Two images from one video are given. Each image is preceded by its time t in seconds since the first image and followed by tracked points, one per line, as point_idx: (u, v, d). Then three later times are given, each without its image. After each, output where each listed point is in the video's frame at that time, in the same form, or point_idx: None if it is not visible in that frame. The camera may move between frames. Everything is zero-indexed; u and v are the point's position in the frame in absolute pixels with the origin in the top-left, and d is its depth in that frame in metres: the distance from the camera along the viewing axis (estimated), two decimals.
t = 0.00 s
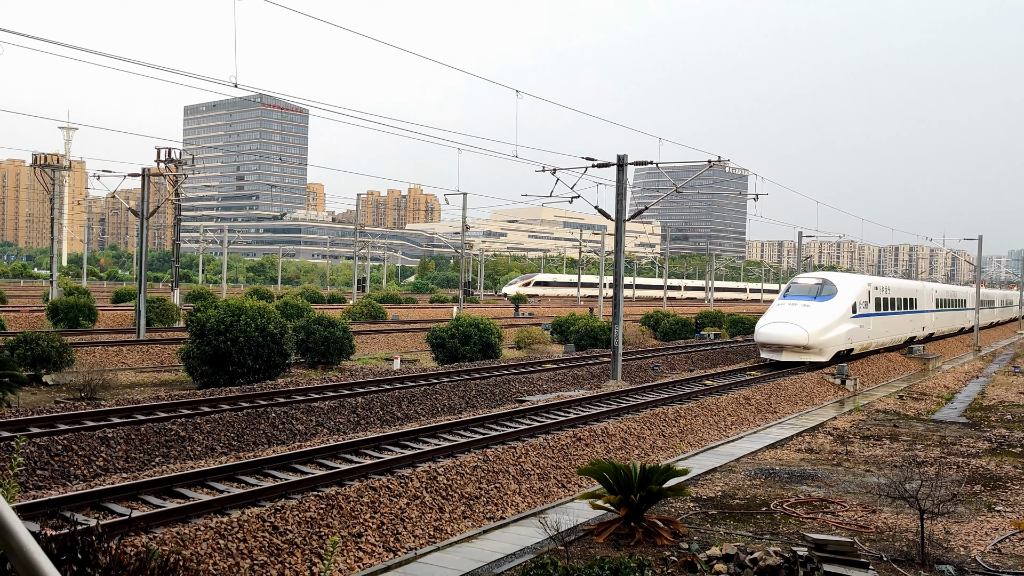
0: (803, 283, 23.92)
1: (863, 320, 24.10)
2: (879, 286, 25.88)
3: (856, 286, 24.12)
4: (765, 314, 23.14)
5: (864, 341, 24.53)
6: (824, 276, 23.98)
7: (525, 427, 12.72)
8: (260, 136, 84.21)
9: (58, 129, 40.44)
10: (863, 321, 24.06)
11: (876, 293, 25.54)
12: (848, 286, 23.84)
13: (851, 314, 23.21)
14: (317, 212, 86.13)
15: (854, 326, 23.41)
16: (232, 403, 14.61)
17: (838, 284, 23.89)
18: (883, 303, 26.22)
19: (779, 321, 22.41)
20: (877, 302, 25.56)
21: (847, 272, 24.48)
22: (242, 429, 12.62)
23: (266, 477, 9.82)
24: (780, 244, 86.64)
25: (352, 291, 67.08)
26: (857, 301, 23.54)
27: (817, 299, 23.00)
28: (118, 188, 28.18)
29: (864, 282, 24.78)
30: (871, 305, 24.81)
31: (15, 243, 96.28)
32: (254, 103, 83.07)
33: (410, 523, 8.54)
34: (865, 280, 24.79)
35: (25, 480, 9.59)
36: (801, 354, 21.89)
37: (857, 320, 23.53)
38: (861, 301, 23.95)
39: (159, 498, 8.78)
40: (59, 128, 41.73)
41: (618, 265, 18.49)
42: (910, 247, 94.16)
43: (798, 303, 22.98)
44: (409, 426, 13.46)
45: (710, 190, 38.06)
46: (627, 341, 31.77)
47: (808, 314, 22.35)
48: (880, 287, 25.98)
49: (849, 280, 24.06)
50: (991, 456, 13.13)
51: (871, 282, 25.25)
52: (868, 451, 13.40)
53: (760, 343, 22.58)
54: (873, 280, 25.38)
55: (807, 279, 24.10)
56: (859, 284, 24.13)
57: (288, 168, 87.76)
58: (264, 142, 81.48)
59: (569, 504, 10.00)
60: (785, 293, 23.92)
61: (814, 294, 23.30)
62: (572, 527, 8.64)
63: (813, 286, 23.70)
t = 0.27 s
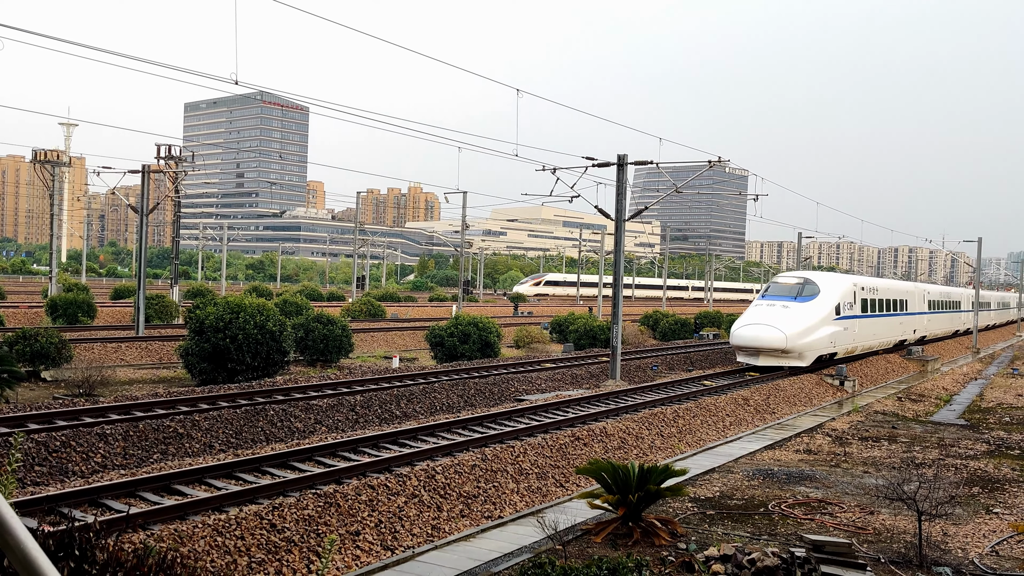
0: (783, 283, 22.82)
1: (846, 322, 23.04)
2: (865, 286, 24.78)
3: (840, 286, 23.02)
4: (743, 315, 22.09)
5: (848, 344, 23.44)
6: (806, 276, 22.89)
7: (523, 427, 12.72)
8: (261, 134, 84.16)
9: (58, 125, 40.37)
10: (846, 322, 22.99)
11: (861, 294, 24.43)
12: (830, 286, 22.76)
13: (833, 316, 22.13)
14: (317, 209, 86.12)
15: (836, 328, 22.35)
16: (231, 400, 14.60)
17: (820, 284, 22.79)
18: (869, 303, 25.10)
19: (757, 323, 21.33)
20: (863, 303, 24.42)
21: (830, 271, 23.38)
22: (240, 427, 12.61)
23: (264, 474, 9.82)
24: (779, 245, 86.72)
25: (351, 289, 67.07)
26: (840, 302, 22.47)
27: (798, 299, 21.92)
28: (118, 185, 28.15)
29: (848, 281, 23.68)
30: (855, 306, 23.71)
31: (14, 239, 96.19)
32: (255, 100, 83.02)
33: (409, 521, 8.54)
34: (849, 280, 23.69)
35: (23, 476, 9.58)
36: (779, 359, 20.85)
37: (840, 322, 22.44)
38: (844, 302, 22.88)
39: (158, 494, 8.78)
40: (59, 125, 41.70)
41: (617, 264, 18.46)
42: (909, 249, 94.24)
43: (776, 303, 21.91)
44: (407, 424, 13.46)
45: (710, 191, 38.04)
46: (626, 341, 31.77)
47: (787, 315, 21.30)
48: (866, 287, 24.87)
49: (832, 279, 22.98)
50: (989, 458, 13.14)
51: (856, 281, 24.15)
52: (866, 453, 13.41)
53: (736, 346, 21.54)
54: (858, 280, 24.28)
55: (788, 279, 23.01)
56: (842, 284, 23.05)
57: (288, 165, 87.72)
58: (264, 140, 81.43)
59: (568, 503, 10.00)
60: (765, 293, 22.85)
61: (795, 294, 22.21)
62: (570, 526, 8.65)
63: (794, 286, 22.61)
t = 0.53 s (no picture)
0: (764, 282, 21.64)
1: (831, 324, 21.88)
2: (852, 286, 23.58)
3: (824, 285, 21.85)
4: (719, 316, 20.91)
5: (833, 347, 22.28)
6: (789, 274, 21.71)
7: (524, 426, 12.73)
8: (264, 132, 84.21)
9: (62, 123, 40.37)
10: (831, 323, 21.83)
11: (848, 294, 23.23)
12: (814, 285, 21.60)
13: (815, 317, 20.96)
14: (319, 208, 86.16)
15: (820, 330, 21.21)
16: (233, 398, 14.61)
17: (803, 283, 21.60)
18: (857, 304, 23.89)
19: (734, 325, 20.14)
20: (850, 303, 23.23)
21: (814, 269, 22.21)
22: (242, 425, 12.63)
23: (266, 473, 9.83)
24: (781, 245, 86.65)
25: (353, 288, 67.13)
26: (824, 302, 21.31)
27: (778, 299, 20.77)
28: (121, 183, 28.16)
29: (834, 280, 22.50)
30: (841, 306, 22.55)
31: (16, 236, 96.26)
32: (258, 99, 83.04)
33: (410, 520, 8.55)
34: (836, 279, 22.51)
35: (25, 473, 9.60)
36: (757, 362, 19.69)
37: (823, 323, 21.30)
38: (828, 302, 21.72)
39: (159, 492, 8.79)
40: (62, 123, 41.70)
41: (619, 263, 18.42)
42: (912, 249, 94.10)
43: (756, 304, 20.73)
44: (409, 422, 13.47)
45: (713, 190, 37.99)
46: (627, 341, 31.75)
47: (766, 316, 20.14)
48: (853, 287, 23.67)
49: (816, 278, 21.83)
50: (991, 459, 13.12)
51: (843, 281, 22.95)
52: (868, 453, 13.40)
53: (712, 349, 20.38)
54: (844, 279, 23.13)
55: (769, 277, 21.81)
56: (827, 283, 21.90)
57: (291, 164, 87.75)
58: (267, 139, 81.47)
59: (569, 502, 10.00)
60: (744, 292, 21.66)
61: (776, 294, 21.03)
62: (572, 526, 8.64)
63: (775, 285, 21.42)
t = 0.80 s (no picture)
0: (736, 281, 20.38)
1: (809, 325, 20.63)
2: (832, 285, 22.35)
3: (802, 284, 20.63)
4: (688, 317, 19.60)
5: (813, 350, 21.00)
6: (763, 273, 20.46)
7: (523, 427, 12.72)
8: (261, 134, 84.15)
9: (59, 126, 40.33)
10: (808, 325, 20.58)
11: (828, 293, 21.99)
12: (791, 284, 20.37)
13: (791, 318, 19.69)
14: (316, 210, 86.11)
15: (797, 332, 19.95)
16: (231, 401, 14.60)
17: (778, 281, 20.34)
18: (838, 303, 22.64)
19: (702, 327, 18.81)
20: (830, 304, 21.96)
21: (790, 268, 20.97)
22: (240, 427, 12.61)
23: (264, 475, 9.82)
24: (778, 245, 86.77)
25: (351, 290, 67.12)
26: (800, 302, 20.07)
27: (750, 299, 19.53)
28: (118, 185, 28.13)
29: (813, 279, 21.27)
30: (821, 306, 21.31)
31: (13, 239, 96.11)
32: (255, 101, 83.01)
33: (409, 522, 8.54)
34: (813, 278, 21.28)
35: (22, 477, 9.58)
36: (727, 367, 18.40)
37: (800, 324, 20.06)
38: (806, 302, 20.47)
39: (157, 495, 8.77)
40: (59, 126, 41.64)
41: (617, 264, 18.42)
42: (909, 249, 94.24)
43: (727, 305, 19.46)
44: (407, 424, 13.46)
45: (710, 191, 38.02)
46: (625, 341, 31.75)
47: (737, 317, 18.87)
48: (833, 285, 22.42)
49: (792, 277, 20.64)
50: (990, 458, 13.13)
51: (821, 279, 21.71)
52: (866, 453, 13.42)
53: (679, 353, 19.07)
54: (823, 278, 21.91)
55: (742, 275, 20.51)
56: (804, 282, 20.70)
57: (288, 166, 87.72)
58: (264, 141, 81.43)
59: (568, 503, 9.99)
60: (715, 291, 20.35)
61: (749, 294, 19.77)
62: (571, 526, 8.64)
63: (748, 284, 20.15)
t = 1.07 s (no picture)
0: (702, 275, 19.04)
1: (780, 322, 19.34)
2: (808, 280, 21.06)
3: (774, 279, 19.31)
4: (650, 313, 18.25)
5: (786, 349, 19.75)
6: (731, 266, 19.11)
7: (518, 422, 12.72)
8: (256, 129, 83.92)
9: (54, 120, 40.21)
10: (781, 321, 19.28)
11: (803, 288, 20.68)
12: (762, 278, 19.05)
13: (760, 315, 18.40)
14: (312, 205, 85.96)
15: (768, 329, 18.65)
16: (226, 395, 14.59)
17: (748, 275, 18.98)
18: (814, 298, 21.35)
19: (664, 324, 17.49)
20: (805, 299, 20.67)
21: (761, 260, 19.63)
22: (235, 422, 12.59)
23: (260, 470, 9.81)
24: (774, 241, 86.90)
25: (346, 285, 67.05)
26: (771, 298, 18.77)
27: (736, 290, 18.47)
28: (113, 180, 28.04)
29: (786, 272, 19.95)
30: (795, 302, 20.02)
31: (8, 234, 95.80)
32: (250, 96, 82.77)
33: (404, 517, 8.54)
34: (787, 270, 19.96)
35: (17, 471, 9.56)
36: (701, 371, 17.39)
37: (771, 321, 18.77)
38: (777, 297, 19.17)
39: (152, 490, 8.76)
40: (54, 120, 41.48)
41: (612, 258, 18.42)
42: (905, 245, 94.44)
43: (691, 300, 18.11)
44: (402, 420, 13.45)
45: (707, 186, 38.02)
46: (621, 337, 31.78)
47: (701, 314, 17.54)
48: (808, 279, 21.10)
49: (764, 271, 19.35)
50: (983, 453, 13.18)
51: (796, 273, 20.39)
52: (861, 448, 13.45)
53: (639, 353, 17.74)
54: (798, 271, 20.59)
55: (709, 268, 19.16)
56: (776, 276, 19.40)
57: (284, 161, 87.55)
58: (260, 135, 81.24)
59: (563, 499, 9.99)
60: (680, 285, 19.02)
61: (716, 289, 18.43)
62: (566, 521, 8.65)
63: (715, 278, 18.79)
